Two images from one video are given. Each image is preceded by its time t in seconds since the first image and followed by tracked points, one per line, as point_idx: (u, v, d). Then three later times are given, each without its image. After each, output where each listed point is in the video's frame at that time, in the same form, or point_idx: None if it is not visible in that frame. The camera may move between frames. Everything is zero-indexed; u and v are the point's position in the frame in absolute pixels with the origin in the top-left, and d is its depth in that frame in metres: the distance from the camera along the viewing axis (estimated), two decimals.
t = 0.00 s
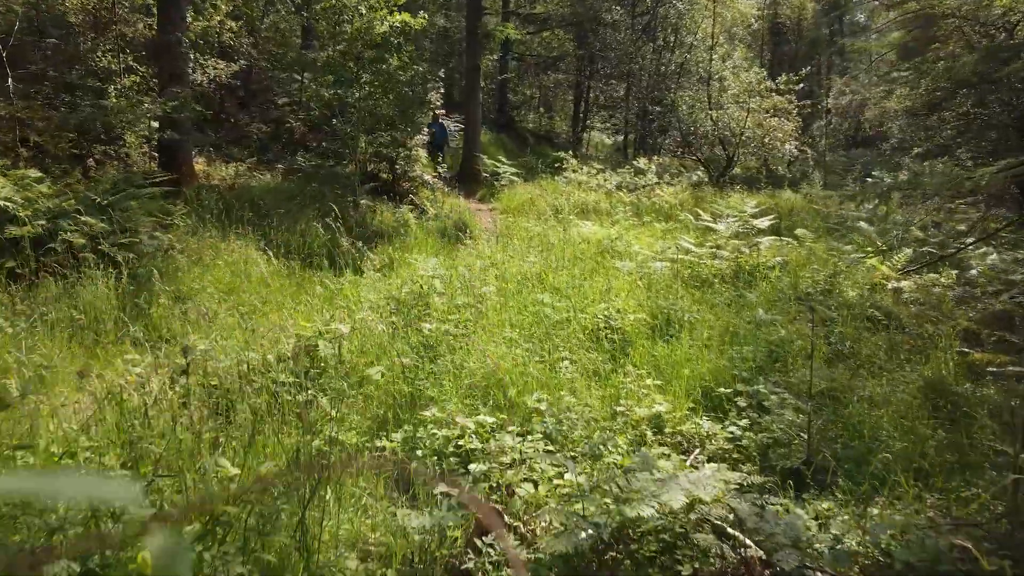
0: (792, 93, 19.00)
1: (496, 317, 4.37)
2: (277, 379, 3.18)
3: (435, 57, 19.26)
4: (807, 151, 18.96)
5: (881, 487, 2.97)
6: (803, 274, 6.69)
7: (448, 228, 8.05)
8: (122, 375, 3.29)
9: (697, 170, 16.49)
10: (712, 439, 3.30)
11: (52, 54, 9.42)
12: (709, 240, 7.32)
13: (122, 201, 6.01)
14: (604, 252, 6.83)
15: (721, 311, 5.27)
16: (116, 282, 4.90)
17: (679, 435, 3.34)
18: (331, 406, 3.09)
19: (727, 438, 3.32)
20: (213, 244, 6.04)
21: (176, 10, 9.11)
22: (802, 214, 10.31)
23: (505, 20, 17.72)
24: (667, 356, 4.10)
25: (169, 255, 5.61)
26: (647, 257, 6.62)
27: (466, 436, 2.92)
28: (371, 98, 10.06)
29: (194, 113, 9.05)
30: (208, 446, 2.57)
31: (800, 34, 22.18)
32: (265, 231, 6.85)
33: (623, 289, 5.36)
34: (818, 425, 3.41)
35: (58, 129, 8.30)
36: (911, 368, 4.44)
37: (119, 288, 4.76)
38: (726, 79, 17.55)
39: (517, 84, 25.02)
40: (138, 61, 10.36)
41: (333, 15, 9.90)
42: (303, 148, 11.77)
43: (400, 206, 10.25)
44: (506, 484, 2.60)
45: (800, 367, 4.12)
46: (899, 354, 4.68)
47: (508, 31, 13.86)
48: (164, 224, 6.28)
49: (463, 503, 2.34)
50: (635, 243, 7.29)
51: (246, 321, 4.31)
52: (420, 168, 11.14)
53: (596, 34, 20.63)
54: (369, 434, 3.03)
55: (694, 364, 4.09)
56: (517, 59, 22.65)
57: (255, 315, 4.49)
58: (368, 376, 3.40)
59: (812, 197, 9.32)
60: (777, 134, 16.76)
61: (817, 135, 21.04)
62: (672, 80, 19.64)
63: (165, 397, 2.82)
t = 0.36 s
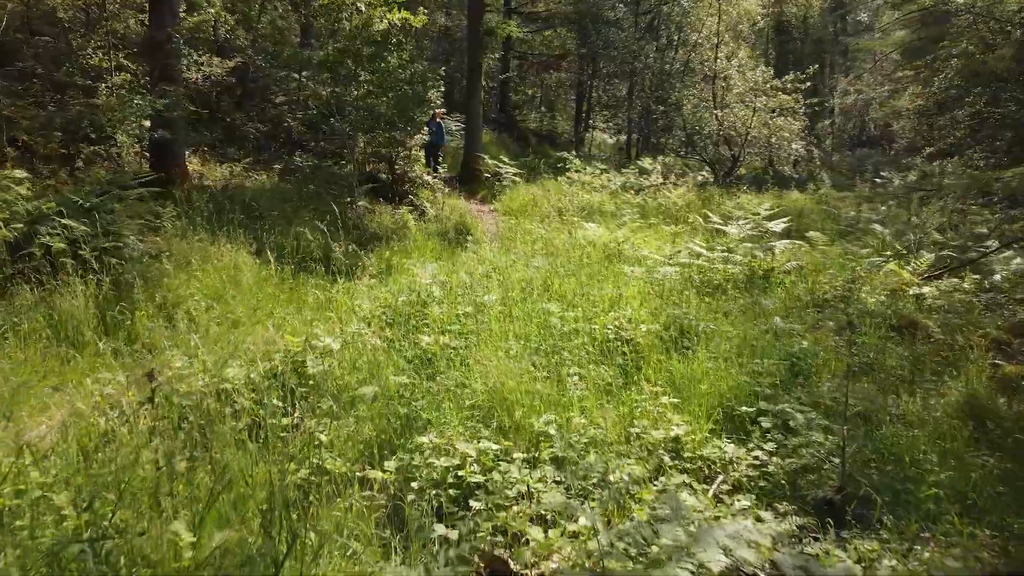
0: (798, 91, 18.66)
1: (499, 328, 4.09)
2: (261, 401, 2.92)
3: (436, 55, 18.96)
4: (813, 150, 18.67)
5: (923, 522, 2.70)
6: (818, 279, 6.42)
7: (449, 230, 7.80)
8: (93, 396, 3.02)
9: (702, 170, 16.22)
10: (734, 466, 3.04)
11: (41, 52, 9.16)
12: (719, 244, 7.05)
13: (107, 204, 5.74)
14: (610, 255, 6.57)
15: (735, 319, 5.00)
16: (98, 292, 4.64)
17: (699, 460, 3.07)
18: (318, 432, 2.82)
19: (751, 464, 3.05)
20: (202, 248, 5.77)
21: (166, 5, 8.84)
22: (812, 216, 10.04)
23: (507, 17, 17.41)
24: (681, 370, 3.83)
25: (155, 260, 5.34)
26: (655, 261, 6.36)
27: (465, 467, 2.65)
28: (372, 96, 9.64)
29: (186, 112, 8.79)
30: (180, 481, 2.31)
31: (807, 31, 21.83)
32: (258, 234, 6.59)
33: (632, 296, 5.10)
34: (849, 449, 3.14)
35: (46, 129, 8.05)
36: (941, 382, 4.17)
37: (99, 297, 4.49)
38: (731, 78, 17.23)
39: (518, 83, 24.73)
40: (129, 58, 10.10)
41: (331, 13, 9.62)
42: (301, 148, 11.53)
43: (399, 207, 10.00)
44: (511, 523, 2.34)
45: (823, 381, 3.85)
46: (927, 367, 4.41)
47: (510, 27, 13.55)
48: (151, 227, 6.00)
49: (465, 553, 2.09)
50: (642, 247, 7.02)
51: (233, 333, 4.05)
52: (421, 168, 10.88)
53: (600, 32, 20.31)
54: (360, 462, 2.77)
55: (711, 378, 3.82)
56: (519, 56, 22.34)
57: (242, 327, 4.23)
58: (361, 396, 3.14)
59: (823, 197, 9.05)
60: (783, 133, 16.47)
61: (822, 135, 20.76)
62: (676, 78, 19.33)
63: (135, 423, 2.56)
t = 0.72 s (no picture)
0: (805, 90, 18.34)
1: (505, 343, 3.80)
2: (244, 430, 2.64)
3: (437, 54, 18.67)
4: (820, 150, 18.35)
5: (983, 568, 2.41)
6: (838, 285, 6.14)
7: (450, 233, 7.52)
8: (59, 422, 2.73)
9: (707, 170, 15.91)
10: (767, 500, 2.75)
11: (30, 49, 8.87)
12: (733, 248, 6.76)
13: (92, 207, 5.45)
14: (619, 260, 6.28)
15: (754, 330, 4.72)
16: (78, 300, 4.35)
17: (728, 492, 2.78)
18: (306, 464, 2.54)
19: (785, 497, 2.76)
20: (192, 253, 5.48)
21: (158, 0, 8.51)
22: (825, 218, 9.74)
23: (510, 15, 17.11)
24: (702, 388, 3.54)
25: (141, 267, 5.06)
26: (667, 268, 6.07)
27: (468, 506, 2.36)
28: (371, 94, 9.30)
29: (180, 111, 8.50)
30: (145, 529, 2.02)
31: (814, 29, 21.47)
32: (252, 238, 6.30)
33: (645, 305, 4.83)
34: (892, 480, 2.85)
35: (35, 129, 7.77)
36: (978, 399, 3.88)
37: (79, 306, 4.20)
38: (738, 76, 16.90)
39: (520, 82, 24.42)
40: (122, 54, 9.82)
41: (330, 9, 9.33)
42: (299, 148, 11.25)
43: (399, 209, 9.72)
44: None
45: (854, 400, 3.57)
46: (962, 382, 4.12)
47: (513, 24, 13.25)
48: (139, 231, 5.71)
49: None
50: (652, 252, 6.72)
51: (219, 347, 3.76)
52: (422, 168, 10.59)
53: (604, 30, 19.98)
54: (352, 497, 2.48)
55: (734, 396, 3.54)
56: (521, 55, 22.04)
57: (230, 341, 3.95)
58: (354, 421, 2.86)
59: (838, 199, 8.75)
60: (791, 133, 16.16)
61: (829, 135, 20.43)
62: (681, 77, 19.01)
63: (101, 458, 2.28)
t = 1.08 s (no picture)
0: (813, 88, 18.01)
1: (514, 361, 3.50)
2: (221, 467, 2.34)
3: (438, 52, 18.35)
4: (828, 150, 18.03)
5: None
6: (860, 292, 5.84)
7: (452, 236, 7.22)
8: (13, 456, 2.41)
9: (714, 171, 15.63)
10: (810, 543, 2.42)
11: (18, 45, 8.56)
12: (749, 253, 6.45)
13: (74, 210, 5.12)
14: (630, 266, 5.97)
15: (778, 341, 4.42)
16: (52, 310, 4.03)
17: (765, 534, 2.46)
18: (290, 508, 2.24)
19: (831, 540, 2.44)
20: (179, 260, 5.18)
21: None
22: (839, 220, 9.44)
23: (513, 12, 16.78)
24: (729, 411, 3.24)
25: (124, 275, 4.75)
26: (681, 273, 5.76)
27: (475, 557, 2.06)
28: (371, 93, 9.01)
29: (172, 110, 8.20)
30: None
31: (821, 26, 21.10)
32: (244, 243, 6.01)
33: (660, 315, 4.52)
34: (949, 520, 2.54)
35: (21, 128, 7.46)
36: None
37: (50, 318, 3.88)
38: (745, 75, 16.57)
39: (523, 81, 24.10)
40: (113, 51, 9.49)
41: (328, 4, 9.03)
42: (297, 148, 10.95)
43: (399, 211, 9.43)
44: None
45: (895, 423, 3.27)
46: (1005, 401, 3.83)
47: (517, 20, 12.93)
48: (124, 235, 5.40)
49: None
50: (664, 256, 6.41)
51: (202, 365, 3.46)
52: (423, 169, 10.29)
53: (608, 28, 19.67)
54: (342, 546, 2.18)
55: (764, 418, 3.23)
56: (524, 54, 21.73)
57: (215, 358, 3.66)
58: (346, 453, 2.55)
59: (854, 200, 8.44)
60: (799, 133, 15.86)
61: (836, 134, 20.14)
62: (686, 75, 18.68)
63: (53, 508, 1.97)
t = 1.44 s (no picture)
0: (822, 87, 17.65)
1: (524, 382, 3.20)
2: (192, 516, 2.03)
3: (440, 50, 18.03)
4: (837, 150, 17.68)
5: None
6: (887, 299, 5.53)
7: (454, 240, 6.91)
8: None
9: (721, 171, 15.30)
10: None
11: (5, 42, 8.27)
12: (767, 257, 6.13)
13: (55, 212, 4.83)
14: (643, 271, 5.65)
15: (807, 355, 4.10)
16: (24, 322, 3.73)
17: None
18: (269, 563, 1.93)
19: None
20: (166, 266, 4.88)
21: None
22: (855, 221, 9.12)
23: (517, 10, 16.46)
24: (764, 439, 2.93)
25: (105, 283, 4.43)
26: (698, 280, 5.44)
27: None
28: (371, 91, 8.70)
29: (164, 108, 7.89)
30: None
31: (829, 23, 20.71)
32: (237, 248, 5.71)
33: (680, 326, 4.22)
34: None
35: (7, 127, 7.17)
36: None
37: (20, 331, 3.56)
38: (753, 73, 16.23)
39: (525, 80, 23.78)
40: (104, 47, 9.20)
41: None
42: (295, 147, 10.64)
43: (400, 213, 9.13)
44: None
45: (948, 452, 2.95)
46: None
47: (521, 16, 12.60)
48: (108, 240, 5.09)
49: None
50: (679, 261, 6.09)
51: (185, 386, 3.16)
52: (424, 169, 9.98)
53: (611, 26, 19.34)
54: None
55: (803, 445, 2.92)
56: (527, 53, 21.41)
57: (200, 376, 3.36)
58: (336, 494, 2.23)
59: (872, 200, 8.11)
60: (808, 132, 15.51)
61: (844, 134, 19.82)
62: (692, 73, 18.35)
63: None
